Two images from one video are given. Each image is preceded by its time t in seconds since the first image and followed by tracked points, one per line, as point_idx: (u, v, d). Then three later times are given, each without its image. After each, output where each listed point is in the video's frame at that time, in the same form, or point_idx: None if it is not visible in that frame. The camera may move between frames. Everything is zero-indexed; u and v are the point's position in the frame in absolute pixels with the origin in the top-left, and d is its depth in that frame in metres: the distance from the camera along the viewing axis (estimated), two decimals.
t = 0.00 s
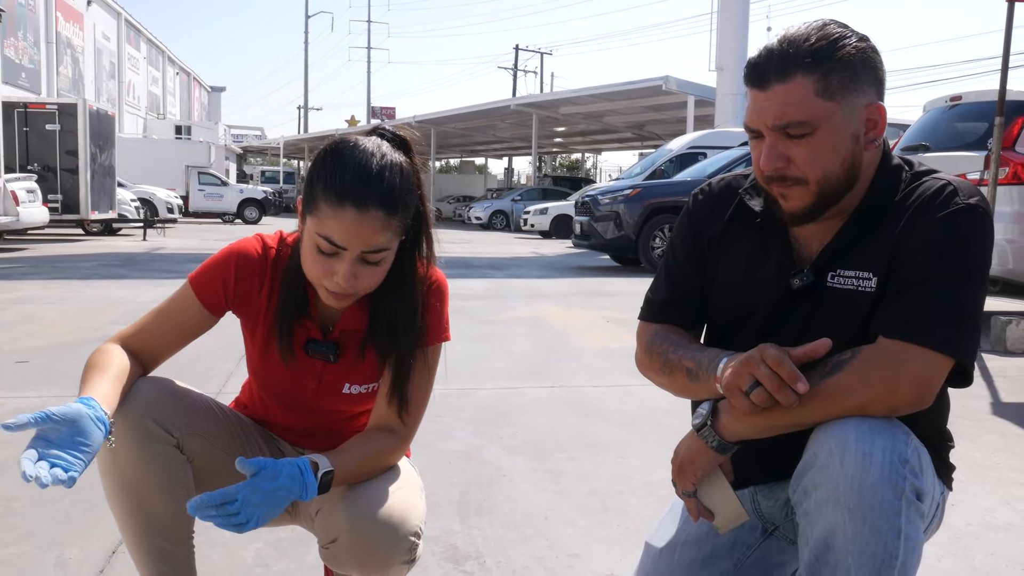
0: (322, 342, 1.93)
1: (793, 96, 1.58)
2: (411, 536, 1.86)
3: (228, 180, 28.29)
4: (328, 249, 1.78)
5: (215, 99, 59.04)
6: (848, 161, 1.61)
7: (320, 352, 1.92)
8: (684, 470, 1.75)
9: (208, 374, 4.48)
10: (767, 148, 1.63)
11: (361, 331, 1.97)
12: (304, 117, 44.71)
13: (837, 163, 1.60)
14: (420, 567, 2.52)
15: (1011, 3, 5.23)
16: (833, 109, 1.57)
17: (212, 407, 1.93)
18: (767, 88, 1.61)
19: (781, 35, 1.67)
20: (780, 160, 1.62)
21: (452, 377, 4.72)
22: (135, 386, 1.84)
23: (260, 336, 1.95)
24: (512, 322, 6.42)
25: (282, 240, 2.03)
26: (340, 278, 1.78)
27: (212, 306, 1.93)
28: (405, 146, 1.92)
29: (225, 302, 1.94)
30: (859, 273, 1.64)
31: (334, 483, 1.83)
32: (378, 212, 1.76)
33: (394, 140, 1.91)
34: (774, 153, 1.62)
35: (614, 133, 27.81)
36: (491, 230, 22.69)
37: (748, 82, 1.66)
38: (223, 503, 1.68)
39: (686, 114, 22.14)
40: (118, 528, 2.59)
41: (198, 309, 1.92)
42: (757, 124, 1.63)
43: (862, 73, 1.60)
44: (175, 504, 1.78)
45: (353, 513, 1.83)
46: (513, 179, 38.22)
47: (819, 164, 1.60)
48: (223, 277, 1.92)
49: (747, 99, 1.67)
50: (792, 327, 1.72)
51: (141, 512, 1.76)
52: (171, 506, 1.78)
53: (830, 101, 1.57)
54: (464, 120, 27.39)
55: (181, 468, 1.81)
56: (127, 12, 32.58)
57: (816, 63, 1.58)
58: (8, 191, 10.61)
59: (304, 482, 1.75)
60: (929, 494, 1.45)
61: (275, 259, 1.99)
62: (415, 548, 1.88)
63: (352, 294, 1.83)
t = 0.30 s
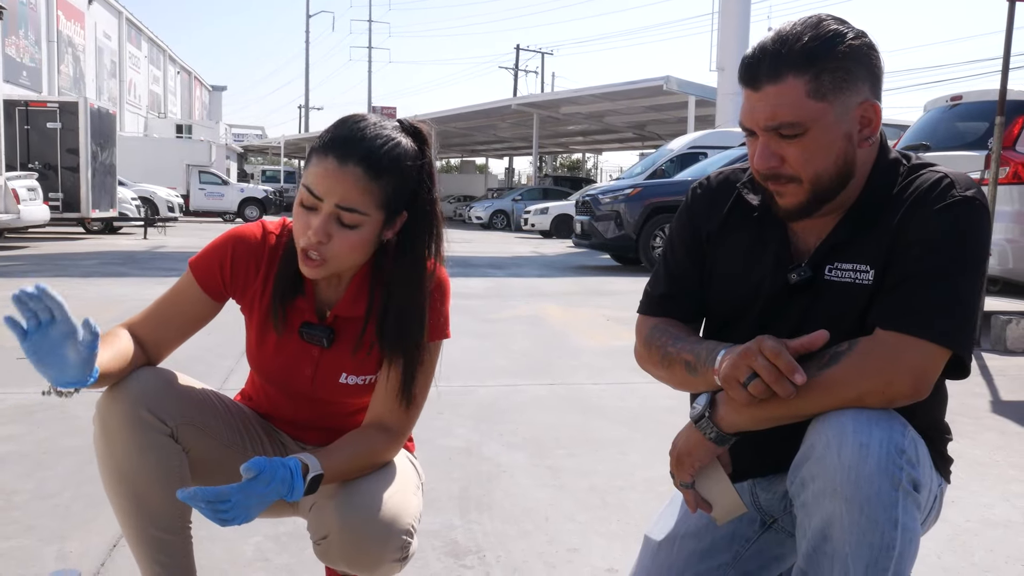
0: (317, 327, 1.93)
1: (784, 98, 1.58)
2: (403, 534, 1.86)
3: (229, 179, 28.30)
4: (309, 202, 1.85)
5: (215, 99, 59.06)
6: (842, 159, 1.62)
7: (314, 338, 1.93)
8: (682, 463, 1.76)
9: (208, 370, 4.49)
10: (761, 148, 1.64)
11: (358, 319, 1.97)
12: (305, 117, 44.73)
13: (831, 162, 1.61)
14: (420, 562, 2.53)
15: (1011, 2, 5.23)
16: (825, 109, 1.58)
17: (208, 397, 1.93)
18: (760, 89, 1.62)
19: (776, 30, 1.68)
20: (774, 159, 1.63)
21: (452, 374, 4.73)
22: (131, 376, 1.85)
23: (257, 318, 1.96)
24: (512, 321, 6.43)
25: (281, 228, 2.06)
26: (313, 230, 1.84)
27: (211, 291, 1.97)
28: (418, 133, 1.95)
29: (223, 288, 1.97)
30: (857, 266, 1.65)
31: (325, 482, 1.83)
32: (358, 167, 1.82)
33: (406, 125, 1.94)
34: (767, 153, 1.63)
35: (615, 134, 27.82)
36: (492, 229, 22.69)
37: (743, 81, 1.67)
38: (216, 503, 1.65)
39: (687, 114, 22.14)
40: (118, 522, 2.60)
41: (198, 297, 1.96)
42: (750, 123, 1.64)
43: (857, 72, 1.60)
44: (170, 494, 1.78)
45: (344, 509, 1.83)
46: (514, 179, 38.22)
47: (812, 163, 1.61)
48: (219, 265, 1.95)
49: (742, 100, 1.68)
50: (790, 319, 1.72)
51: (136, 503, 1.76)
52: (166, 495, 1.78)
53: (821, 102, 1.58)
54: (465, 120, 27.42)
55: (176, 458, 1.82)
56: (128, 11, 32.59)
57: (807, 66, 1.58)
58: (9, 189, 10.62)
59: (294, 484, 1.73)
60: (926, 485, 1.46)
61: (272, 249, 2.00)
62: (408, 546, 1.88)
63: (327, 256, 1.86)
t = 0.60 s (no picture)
0: (316, 332, 1.93)
1: (785, 99, 1.58)
2: (403, 538, 1.85)
3: (228, 178, 28.29)
4: (320, 185, 1.90)
5: (215, 98, 59.04)
6: (841, 160, 1.61)
7: (314, 342, 1.92)
8: (682, 466, 1.75)
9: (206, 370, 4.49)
10: (759, 149, 1.63)
11: (358, 318, 1.96)
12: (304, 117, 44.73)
13: (831, 164, 1.60)
14: (419, 564, 2.52)
15: (1012, 2, 5.22)
16: (825, 111, 1.57)
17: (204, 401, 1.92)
18: (759, 89, 1.61)
19: (770, 32, 1.68)
20: (773, 160, 1.62)
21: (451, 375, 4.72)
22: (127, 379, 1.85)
23: (254, 323, 1.96)
24: (511, 321, 6.42)
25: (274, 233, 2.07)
26: (334, 208, 1.88)
27: (203, 297, 1.96)
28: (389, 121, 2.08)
29: (216, 295, 1.97)
30: (856, 267, 1.64)
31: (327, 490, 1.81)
32: (363, 139, 1.92)
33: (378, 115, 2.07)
34: (767, 154, 1.62)
35: (615, 133, 27.82)
36: (491, 229, 22.69)
37: (741, 82, 1.66)
38: (225, 505, 1.62)
39: (686, 113, 22.13)
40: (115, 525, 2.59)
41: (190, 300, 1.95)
42: (748, 124, 1.64)
43: (857, 73, 1.59)
44: (165, 497, 1.77)
45: (344, 514, 1.83)
46: (513, 179, 38.21)
47: (812, 165, 1.60)
48: (214, 271, 1.95)
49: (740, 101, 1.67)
50: (789, 322, 1.72)
51: (131, 505, 1.76)
52: (161, 498, 1.77)
53: (822, 103, 1.57)
54: (464, 120, 27.42)
55: (172, 460, 1.81)
56: (127, 10, 32.58)
57: (807, 66, 1.57)
58: (8, 189, 10.61)
59: (300, 494, 1.71)
60: (927, 489, 1.45)
61: (267, 255, 2.01)
62: (407, 550, 1.87)
63: (351, 232, 1.90)
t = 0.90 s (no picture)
0: (316, 328, 1.92)
1: (781, 95, 1.58)
2: (403, 531, 1.84)
3: (223, 179, 28.24)
4: (310, 176, 1.90)
5: (210, 99, 58.92)
6: (838, 157, 1.61)
7: (313, 337, 1.92)
8: (679, 464, 1.75)
9: (202, 371, 4.47)
10: (756, 146, 1.63)
11: (356, 314, 1.96)
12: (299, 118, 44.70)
13: (827, 161, 1.60)
14: (415, 564, 2.52)
15: (1007, 2, 5.23)
16: (822, 108, 1.57)
17: (202, 401, 1.92)
18: (756, 86, 1.61)
19: (763, 31, 1.68)
20: (769, 157, 1.62)
21: (447, 375, 4.72)
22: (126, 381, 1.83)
23: (251, 323, 1.95)
24: (507, 321, 6.42)
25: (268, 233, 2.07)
26: (327, 196, 1.88)
27: (197, 298, 1.94)
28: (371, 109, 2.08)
29: (212, 295, 1.96)
30: (853, 264, 1.64)
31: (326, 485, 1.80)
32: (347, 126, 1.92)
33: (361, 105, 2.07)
34: (763, 151, 1.62)
35: (610, 134, 27.86)
36: (486, 230, 22.69)
37: (737, 79, 1.66)
38: (252, 509, 1.57)
39: (681, 114, 22.14)
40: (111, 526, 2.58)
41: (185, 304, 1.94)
42: (745, 120, 1.64)
43: (853, 70, 1.59)
44: (165, 499, 1.77)
45: (342, 508, 1.81)
46: (508, 180, 38.21)
47: (808, 162, 1.60)
48: (209, 272, 1.94)
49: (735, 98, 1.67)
50: (786, 318, 1.72)
51: (130, 507, 1.75)
52: (160, 499, 1.76)
53: (819, 100, 1.57)
54: (459, 120, 27.42)
55: (171, 462, 1.80)
56: (122, 11, 32.51)
57: (803, 62, 1.57)
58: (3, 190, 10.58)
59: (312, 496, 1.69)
60: (925, 485, 1.45)
61: (263, 254, 2.00)
62: (408, 543, 1.86)
63: (345, 220, 1.90)
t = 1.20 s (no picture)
0: (310, 327, 1.93)
1: (774, 94, 1.58)
2: (387, 525, 1.84)
3: (216, 178, 28.17)
4: (313, 176, 1.91)
5: (203, 98, 58.78)
6: (829, 156, 1.62)
7: (308, 336, 1.92)
8: (672, 462, 1.76)
9: (195, 370, 4.47)
10: (748, 144, 1.64)
11: (349, 313, 1.96)
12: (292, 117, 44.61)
13: (818, 159, 1.61)
14: (409, 562, 2.52)
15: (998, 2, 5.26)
16: (814, 107, 1.58)
17: (191, 400, 1.92)
18: (749, 85, 1.62)
19: (758, 29, 1.69)
20: (761, 155, 1.63)
21: (441, 374, 4.72)
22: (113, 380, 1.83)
23: (245, 322, 1.95)
24: (501, 320, 6.43)
25: (263, 232, 2.06)
26: (329, 197, 1.88)
27: (191, 298, 1.94)
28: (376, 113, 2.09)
29: (206, 295, 1.96)
30: (844, 261, 1.66)
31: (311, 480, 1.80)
32: (352, 128, 1.93)
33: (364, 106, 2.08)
34: (755, 149, 1.63)
35: (604, 133, 27.88)
36: (480, 229, 22.70)
37: (731, 78, 1.67)
38: (237, 494, 1.57)
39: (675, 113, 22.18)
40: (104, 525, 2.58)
41: (176, 302, 1.94)
42: (737, 118, 1.65)
43: (844, 70, 1.60)
44: (154, 498, 1.77)
45: (328, 504, 1.82)
46: (502, 179, 38.22)
47: (799, 161, 1.61)
48: (203, 271, 1.94)
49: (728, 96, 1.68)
50: (777, 316, 1.73)
51: (118, 506, 1.75)
52: (150, 498, 1.77)
53: (810, 99, 1.58)
54: (453, 120, 27.41)
55: (160, 461, 1.80)
56: (115, 10, 32.38)
57: (798, 61, 1.58)
58: None
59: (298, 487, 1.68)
60: (915, 480, 1.46)
61: (258, 253, 2.00)
62: (393, 537, 1.86)
63: (347, 222, 1.90)
